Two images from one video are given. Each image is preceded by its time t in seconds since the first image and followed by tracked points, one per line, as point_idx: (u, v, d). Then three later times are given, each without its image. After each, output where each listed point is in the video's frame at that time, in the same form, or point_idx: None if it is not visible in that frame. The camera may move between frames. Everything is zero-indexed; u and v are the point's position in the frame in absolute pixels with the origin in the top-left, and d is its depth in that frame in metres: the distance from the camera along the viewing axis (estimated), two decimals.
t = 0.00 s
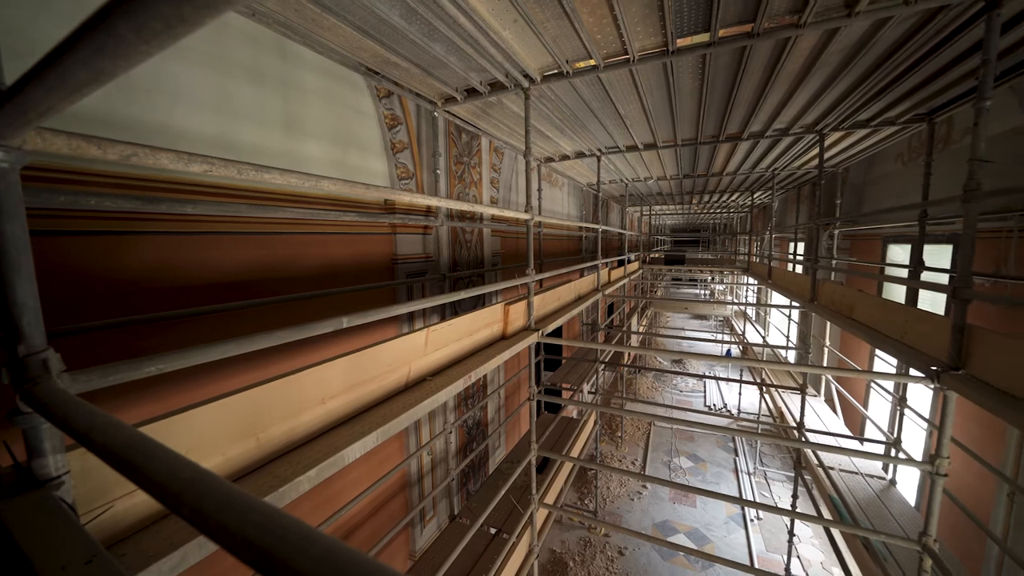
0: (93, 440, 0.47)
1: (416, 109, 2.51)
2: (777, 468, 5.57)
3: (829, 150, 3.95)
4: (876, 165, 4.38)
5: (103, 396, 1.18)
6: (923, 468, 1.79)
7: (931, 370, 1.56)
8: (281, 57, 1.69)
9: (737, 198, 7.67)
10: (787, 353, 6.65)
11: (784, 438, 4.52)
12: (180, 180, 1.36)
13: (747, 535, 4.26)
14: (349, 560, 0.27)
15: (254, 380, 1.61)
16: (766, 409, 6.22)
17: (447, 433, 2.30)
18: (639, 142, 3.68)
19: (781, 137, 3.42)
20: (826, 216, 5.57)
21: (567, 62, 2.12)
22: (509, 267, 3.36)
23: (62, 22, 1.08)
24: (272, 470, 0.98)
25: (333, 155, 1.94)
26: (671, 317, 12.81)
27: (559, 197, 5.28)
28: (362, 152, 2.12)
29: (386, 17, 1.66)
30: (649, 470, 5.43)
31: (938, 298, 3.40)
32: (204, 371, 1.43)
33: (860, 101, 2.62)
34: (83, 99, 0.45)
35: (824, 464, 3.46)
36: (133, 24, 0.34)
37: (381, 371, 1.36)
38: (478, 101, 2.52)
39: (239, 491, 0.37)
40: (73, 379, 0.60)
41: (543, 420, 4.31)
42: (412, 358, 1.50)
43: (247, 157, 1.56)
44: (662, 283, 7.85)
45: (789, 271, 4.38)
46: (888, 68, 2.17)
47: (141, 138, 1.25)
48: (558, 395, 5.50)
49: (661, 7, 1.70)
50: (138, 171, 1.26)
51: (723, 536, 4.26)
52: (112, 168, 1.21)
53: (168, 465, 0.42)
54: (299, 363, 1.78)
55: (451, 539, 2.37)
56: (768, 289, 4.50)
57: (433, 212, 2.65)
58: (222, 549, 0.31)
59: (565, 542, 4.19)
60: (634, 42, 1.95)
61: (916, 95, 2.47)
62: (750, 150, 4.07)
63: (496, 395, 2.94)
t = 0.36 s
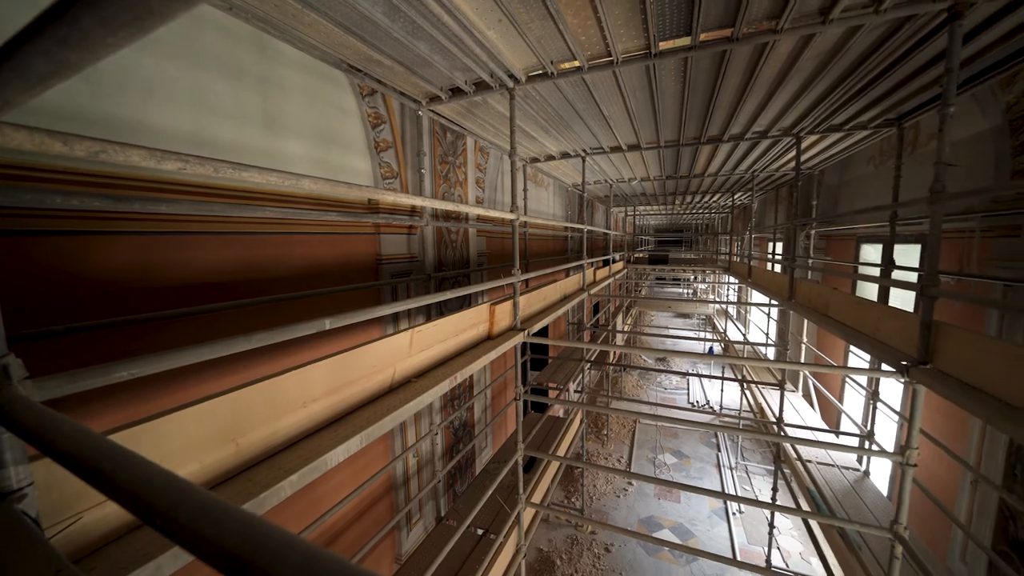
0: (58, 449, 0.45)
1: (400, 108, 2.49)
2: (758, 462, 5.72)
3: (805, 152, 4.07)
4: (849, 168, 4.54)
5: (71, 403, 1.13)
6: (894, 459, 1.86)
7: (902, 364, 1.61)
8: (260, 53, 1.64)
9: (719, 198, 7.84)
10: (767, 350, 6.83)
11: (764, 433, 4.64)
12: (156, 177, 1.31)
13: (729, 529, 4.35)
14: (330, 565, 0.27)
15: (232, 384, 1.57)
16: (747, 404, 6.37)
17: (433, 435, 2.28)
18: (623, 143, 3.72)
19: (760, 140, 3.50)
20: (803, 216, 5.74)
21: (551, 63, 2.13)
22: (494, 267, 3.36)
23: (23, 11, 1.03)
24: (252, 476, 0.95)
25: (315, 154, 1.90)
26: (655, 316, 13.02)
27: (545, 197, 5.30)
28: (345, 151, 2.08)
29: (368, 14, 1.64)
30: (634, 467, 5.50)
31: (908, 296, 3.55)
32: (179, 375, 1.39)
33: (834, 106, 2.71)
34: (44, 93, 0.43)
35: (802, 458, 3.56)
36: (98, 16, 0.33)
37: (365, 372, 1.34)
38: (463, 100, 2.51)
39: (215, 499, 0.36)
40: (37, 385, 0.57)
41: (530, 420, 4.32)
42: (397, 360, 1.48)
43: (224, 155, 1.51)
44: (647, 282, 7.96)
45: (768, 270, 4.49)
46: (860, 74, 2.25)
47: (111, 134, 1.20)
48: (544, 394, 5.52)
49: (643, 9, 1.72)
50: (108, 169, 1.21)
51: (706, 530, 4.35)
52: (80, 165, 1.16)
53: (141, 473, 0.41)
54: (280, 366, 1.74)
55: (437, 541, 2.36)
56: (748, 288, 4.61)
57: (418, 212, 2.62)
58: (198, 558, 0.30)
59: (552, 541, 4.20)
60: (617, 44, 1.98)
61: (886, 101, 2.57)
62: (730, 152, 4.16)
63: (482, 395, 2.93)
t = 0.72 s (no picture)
0: (16, 458, 0.43)
1: (383, 106, 2.45)
2: (738, 456, 5.86)
3: (781, 155, 4.20)
4: (823, 171, 4.70)
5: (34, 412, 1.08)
6: (866, 451, 1.93)
7: (872, 360, 1.67)
8: (237, 48, 1.60)
9: (700, 199, 8.00)
10: (747, 347, 7.01)
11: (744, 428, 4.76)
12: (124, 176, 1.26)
13: (711, 523, 4.45)
14: (308, 570, 0.26)
15: (208, 389, 1.52)
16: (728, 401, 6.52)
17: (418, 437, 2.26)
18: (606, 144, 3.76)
19: (739, 142, 3.59)
20: (780, 217, 5.91)
21: (535, 64, 2.14)
22: (479, 267, 3.35)
23: None
24: (228, 483, 0.93)
25: (295, 153, 1.86)
26: (639, 315, 13.21)
27: (529, 197, 5.31)
28: (327, 150, 2.05)
29: (350, 11, 1.61)
30: (619, 465, 5.57)
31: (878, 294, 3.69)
32: (151, 380, 1.34)
33: (808, 110, 2.80)
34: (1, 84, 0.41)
35: (780, 451, 3.66)
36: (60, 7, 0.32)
37: (348, 375, 1.32)
38: (447, 100, 2.49)
39: (187, 508, 0.34)
40: None
41: (515, 420, 4.32)
42: (380, 361, 1.46)
43: (199, 152, 1.46)
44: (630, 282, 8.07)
45: (747, 269, 4.61)
46: (833, 80, 2.33)
47: (77, 130, 1.15)
48: (530, 394, 5.54)
49: (625, 12, 1.74)
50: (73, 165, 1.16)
51: (689, 524, 4.43)
52: (42, 162, 1.11)
53: (109, 483, 0.39)
54: (259, 370, 1.70)
55: (423, 544, 2.34)
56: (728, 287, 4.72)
57: (402, 212, 2.60)
58: (166, 571, 0.28)
59: (538, 540, 4.22)
60: (600, 46, 2.00)
61: (857, 106, 2.67)
62: (710, 154, 4.25)
63: (468, 396, 2.91)
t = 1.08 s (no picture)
0: None
1: (364, 104, 2.41)
2: (718, 451, 6.01)
3: (757, 158, 4.32)
4: (797, 173, 4.86)
5: None
6: (839, 443, 2.00)
7: (844, 355, 1.73)
8: (212, 42, 1.55)
9: (680, 200, 8.16)
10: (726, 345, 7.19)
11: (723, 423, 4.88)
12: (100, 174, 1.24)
13: (693, 517, 4.55)
14: None
15: (182, 395, 1.47)
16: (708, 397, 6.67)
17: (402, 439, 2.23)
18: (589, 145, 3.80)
19: (717, 145, 3.68)
20: (756, 217, 6.08)
21: (518, 64, 2.15)
22: (463, 267, 3.33)
23: None
24: (203, 492, 0.89)
25: (272, 150, 1.81)
26: (622, 315, 13.39)
27: (513, 197, 5.32)
28: (306, 148, 2.00)
29: (329, 7, 1.58)
30: (604, 462, 5.63)
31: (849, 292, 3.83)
32: (120, 387, 1.28)
33: (783, 114, 2.89)
34: None
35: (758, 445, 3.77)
36: None
37: (329, 377, 1.29)
38: (429, 99, 2.47)
39: (158, 519, 0.33)
40: None
41: (500, 420, 4.32)
42: (362, 364, 1.44)
43: (170, 149, 1.41)
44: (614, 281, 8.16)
45: (725, 269, 4.72)
46: (805, 85, 2.41)
47: (36, 124, 1.09)
48: (515, 394, 5.55)
49: (607, 15, 1.76)
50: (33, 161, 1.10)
51: (672, 519, 4.52)
52: None
53: (73, 495, 0.37)
54: (235, 374, 1.65)
55: (407, 547, 2.31)
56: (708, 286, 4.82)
57: (384, 211, 2.56)
58: None
59: (524, 540, 4.23)
60: (582, 48, 2.01)
61: (829, 110, 2.77)
62: (690, 156, 4.34)
63: (452, 397, 2.89)
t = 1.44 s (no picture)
0: None
1: (346, 102, 2.37)
2: (701, 447, 6.13)
3: (737, 160, 4.43)
4: (774, 175, 4.99)
5: None
6: (815, 436, 2.07)
7: (820, 351, 1.79)
8: (186, 36, 1.50)
9: (663, 201, 8.31)
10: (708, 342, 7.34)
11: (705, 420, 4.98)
12: (82, 174, 1.23)
13: (677, 512, 4.63)
14: None
15: (155, 400, 1.41)
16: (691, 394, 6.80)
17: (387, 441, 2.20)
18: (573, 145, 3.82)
19: (698, 147, 3.75)
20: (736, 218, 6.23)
21: (502, 64, 2.15)
22: (448, 267, 3.32)
23: None
24: (178, 501, 0.86)
25: (251, 148, 1.76)
26: (607, 314, 13.53)
27: (499, 198, 5.32)
28: (286, 146, 1.96)
29: (310, 3, 1.56)
30: (590, 460, 5.68)
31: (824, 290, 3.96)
32: (88, 394, 1.22)
33: (760, 117, 2.96)
34: None
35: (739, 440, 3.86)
36: None
37: (311, 380, 1.27)
38: (413, 97, 2.45)
39: (131, 529, 0.32)
40: None
41: (487, 420, 4.31)
42: (345, 366, 1.41)
43: (142, 146, 1.36)
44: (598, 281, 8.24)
45: (707, 268, 4.82)
46: (783, 90, 2.48)
47: None
48: (501, 394, 5.54)
49: (590, 17, 1.78)
50: None
51: (656, 515, 4.59)
52: None
53: (34, 510, 0.36)
54: (211, 379, 1.60)
55: (393, 551, 2.29)
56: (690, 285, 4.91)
57: (367, 211, 2.53)
58: None
59: (511, 539, 4.23)
60: (566, 49, 2.03)
61: (804, 114, 2.85)
62: (672, 157, 4.41)
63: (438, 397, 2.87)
